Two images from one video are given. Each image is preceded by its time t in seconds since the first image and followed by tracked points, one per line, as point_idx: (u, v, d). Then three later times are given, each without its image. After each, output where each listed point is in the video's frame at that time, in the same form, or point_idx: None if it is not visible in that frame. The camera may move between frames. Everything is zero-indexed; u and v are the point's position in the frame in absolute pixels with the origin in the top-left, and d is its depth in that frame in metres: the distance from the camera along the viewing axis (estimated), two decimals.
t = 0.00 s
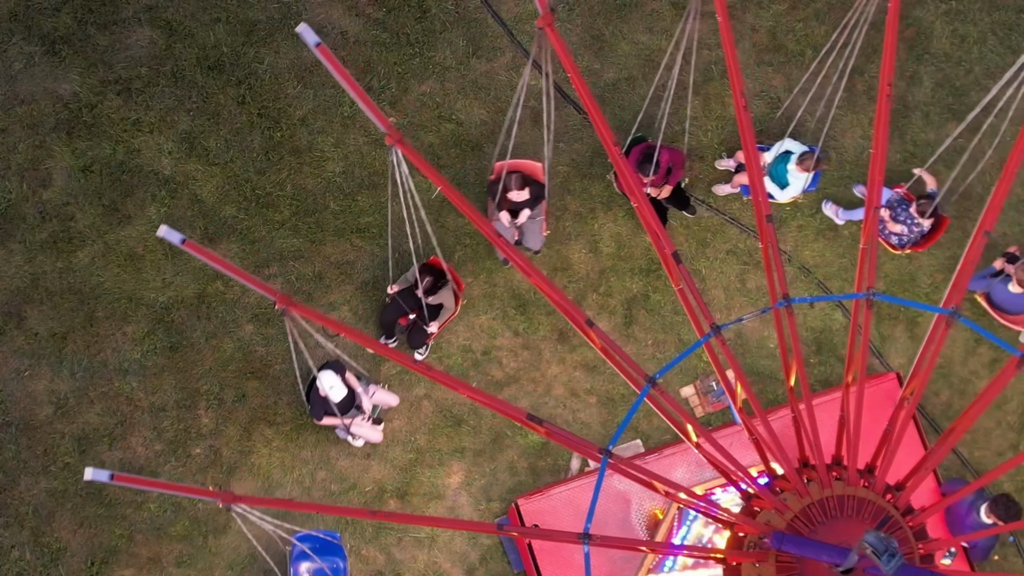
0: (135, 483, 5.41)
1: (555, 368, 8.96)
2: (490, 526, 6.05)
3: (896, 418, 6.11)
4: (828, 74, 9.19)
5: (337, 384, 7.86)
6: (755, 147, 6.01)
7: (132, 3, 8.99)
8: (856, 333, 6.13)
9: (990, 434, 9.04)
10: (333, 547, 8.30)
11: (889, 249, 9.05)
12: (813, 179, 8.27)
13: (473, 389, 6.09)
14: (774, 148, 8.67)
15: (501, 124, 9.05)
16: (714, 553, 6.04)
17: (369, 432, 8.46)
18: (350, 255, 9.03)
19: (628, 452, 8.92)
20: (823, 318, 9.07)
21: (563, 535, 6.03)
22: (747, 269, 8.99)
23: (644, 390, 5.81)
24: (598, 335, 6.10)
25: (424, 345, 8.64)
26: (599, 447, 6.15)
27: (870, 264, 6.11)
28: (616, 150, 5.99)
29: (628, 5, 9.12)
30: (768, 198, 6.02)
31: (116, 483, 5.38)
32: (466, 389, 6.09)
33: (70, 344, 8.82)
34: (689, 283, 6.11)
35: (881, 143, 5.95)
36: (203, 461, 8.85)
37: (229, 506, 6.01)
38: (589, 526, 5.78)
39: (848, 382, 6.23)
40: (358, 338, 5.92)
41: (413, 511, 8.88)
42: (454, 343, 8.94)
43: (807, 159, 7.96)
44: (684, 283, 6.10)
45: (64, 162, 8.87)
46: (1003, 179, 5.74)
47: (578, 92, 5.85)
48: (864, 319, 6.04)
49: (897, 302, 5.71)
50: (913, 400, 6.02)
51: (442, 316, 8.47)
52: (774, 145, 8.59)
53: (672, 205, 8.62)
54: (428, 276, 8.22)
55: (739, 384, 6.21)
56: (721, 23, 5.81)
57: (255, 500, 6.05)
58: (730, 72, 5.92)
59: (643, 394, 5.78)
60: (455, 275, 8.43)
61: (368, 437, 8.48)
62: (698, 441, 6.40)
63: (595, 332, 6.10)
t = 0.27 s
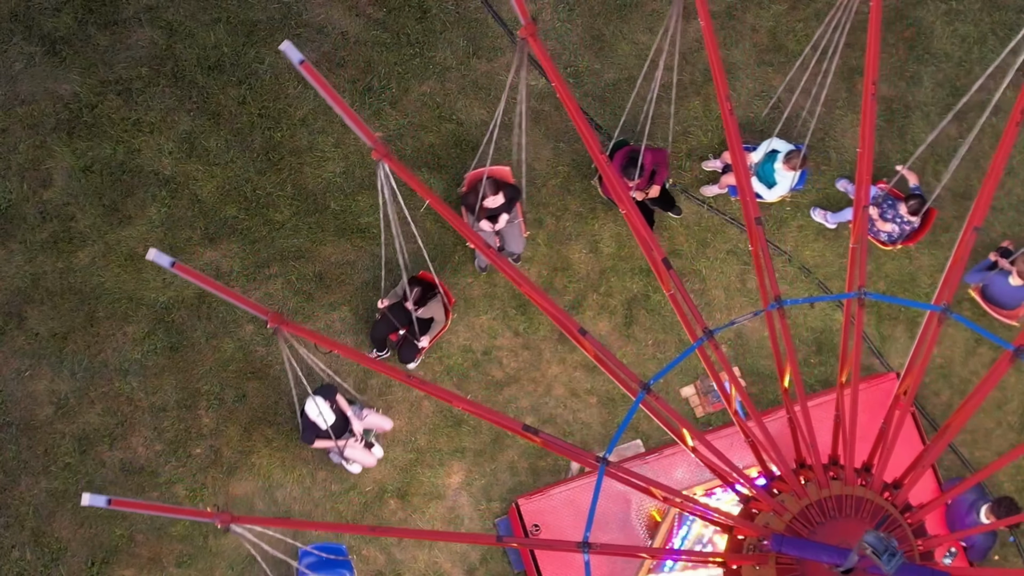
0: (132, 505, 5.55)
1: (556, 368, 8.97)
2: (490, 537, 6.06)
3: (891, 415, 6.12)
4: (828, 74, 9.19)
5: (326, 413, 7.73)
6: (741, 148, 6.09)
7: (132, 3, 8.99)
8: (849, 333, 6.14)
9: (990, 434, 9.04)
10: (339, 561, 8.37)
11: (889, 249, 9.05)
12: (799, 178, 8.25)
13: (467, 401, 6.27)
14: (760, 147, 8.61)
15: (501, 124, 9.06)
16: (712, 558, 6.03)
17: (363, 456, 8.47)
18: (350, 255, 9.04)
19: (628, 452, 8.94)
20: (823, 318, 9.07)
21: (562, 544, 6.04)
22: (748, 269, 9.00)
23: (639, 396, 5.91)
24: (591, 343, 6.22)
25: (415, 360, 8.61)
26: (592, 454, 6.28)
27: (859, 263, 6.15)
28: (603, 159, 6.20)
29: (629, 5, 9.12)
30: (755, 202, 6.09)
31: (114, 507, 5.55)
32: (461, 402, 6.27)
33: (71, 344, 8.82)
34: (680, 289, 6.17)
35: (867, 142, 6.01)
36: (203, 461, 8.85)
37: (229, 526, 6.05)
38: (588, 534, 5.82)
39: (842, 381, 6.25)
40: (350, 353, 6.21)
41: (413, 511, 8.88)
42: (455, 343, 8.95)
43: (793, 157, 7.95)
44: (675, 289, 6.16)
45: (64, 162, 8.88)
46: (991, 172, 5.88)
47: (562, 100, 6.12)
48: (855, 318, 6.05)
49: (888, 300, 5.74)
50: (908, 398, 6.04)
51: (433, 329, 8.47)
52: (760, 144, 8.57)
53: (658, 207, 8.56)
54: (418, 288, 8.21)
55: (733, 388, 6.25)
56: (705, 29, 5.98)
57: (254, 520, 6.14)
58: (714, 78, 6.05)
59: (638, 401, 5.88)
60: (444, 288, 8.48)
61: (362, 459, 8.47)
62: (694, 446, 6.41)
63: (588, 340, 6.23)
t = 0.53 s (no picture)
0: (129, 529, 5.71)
1: (556, 368, 8.98)
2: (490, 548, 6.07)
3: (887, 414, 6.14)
4: (829, 74, 9.20)
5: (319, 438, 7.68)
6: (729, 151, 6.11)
7: (133, 3, 8.99)
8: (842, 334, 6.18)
9: (990, 434, 9.04)
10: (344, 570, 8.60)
11: (890, 250, 9.04)
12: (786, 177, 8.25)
13: (464, 415, 6.28)
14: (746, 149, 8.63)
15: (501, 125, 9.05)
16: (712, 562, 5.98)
17: (360, 482, 8.40)
18: (351, 256, 9.05)
19: (628, 452, 8.96)
20: (823, 318, 9.07)
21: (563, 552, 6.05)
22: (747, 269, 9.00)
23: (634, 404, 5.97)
24: (584, 352, 6.20)
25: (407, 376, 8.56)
26: (590, 464, 6.33)
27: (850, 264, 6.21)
28: (590, 167, 6.28)
29: (629, 6, 9.13)
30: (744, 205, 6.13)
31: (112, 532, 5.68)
32: (457, 415, 6.27)
33: (71, 344, 8.82)
34: (671, 295, 6.24)
35: (854, 143, 6.02)
36: (203, 462, 8.85)
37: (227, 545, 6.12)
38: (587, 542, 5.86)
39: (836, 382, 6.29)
40: (344, 371, 6.23)
41: (413, 511, 8.89)
42: (455, 344, 8.95)
43: (778, 157, 7.93)
44: (666, 295, 6.23)
45: (65, 162, 8.88)
46: (977, 169, 5.92)
47: (548, 113, 6.32)
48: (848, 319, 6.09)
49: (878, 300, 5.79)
50: (903, 397, 6.06)
51: (425, 343, 8.43)
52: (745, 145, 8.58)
53: (644, 210, 8.46)
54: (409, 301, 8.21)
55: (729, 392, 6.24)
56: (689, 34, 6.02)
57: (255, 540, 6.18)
58: (700, 84, 6.10)
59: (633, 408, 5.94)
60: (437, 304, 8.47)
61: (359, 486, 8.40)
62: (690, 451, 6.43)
63: (581, 349, 6.18)
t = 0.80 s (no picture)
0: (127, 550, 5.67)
1: (556, 368, 8.98)
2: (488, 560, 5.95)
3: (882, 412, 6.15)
4: (828, 75, 9.20)
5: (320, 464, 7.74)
6: (716, 153, 6.09)
7: (133, 3, 9.00)
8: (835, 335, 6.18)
9: (990, 434, 9.04)
10: None
11: (890, 250, 9.04)
12: (772, 178, 8.17)
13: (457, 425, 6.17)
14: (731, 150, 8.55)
15: (501, 125, 9.06)
16: (712, 566, 5.97)
17: (357, 508, 8.36)
18: (351, 256, 9.06)
19: (628, 452, 8.98)
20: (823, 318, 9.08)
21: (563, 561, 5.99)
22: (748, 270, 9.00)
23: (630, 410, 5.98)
24: (577, 358, 6.21)
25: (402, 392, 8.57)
26: (588, 472, 6.26)
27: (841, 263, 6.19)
28: (578, 172, 6.23)
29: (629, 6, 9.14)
30: (734, 208, 6.09)
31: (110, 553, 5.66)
32: (452, 426, 6.19)
33: (71, 345, 8.82)
34: (663, 300, 6.23)
35: (842, 142, 6.01)
36: (204, 462, 8.85)
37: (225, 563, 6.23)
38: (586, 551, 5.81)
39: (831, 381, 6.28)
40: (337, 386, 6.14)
41: (413, 511, 8.89)
42: (455, 344, 8.96)
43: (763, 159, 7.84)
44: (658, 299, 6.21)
45: (65, 162, 8.88)
46: (967, 166, 5.90)
47: (534, 119, 6.13)
48: (841, 320, 6.11)
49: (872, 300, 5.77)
50: (898, 395, 6.07)
51: (418, 359, 8.35)
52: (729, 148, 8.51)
53: (632, 213, 8.49)
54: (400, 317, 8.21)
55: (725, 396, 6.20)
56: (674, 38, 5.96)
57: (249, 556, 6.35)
58: (686, 86, 6.03)
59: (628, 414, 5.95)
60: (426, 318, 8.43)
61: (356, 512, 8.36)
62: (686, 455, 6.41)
63: (575, 357, 6.21)
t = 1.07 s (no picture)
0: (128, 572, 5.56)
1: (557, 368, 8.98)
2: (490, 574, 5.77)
3: (878, 411, 6.14)
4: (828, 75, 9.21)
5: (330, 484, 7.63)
6: (706, 156, 6.06)
7: (133, 4, 9.00)
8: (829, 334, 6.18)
9: (990, 435, 9.04)
10: None
11: (890, 250, 9.05)
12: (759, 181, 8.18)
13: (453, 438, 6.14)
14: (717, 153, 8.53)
15: (501, 126, 9.06)
16: (712, 570, 5.89)
17: (357, 528, 8.42)
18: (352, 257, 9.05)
19: (628, 452, 8.99)
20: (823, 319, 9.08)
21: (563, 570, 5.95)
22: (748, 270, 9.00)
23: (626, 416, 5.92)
24: (573, 368, 6.05)
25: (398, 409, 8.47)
26: (586, 479, 6.22)
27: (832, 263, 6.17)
28: (569, 180, 6.24)
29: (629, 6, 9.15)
30: (725, 211, 6.02)
31: None
32: (449, 438, 6.15)
33: (72, 345, 8.82)
34: (657, 305, 6.15)
35: (831, 144, 6.01)
36: (204, 462, 8.86)
37: None
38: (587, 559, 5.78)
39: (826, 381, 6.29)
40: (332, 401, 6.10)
41: (414, 511, 8.89)
42: (455, 345, 8.96)
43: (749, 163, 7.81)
44: (652, 305, 6.13)
45: (65, 162, 8.88)
46: (956, 163, 5.88)
47: (524, 128, 6.24)
48: (835, 321, 6.07)
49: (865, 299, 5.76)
50: (894, 394, 6.08)
51: (414, 374, 8.23)
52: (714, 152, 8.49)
53: (621, 217, 8.40)
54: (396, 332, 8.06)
55: (721, 399, 6.15)
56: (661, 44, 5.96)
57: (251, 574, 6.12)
58: (674, 93, 6.02)
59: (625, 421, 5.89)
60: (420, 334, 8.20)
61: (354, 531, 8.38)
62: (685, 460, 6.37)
63: (570, 365, 6.06)
